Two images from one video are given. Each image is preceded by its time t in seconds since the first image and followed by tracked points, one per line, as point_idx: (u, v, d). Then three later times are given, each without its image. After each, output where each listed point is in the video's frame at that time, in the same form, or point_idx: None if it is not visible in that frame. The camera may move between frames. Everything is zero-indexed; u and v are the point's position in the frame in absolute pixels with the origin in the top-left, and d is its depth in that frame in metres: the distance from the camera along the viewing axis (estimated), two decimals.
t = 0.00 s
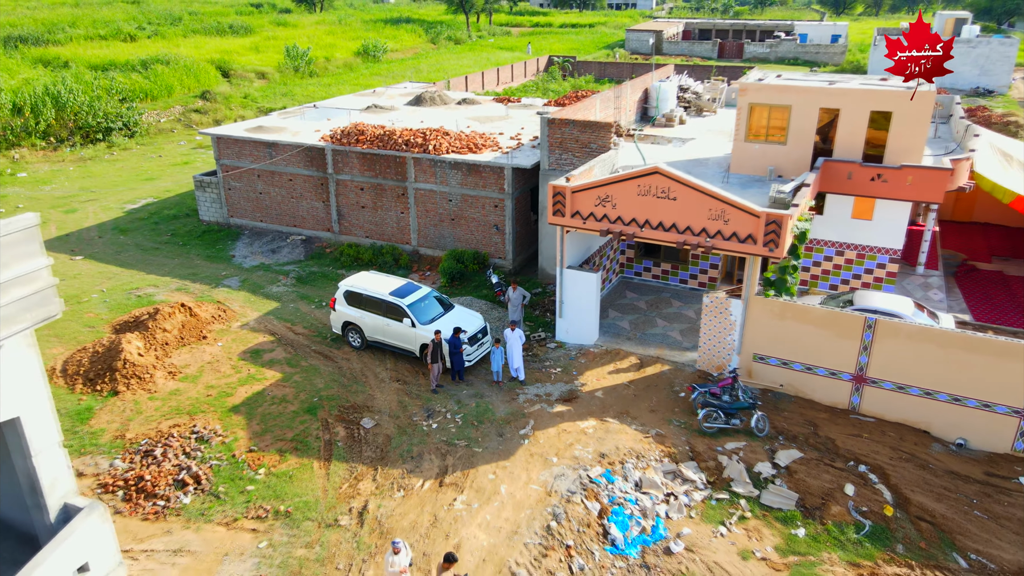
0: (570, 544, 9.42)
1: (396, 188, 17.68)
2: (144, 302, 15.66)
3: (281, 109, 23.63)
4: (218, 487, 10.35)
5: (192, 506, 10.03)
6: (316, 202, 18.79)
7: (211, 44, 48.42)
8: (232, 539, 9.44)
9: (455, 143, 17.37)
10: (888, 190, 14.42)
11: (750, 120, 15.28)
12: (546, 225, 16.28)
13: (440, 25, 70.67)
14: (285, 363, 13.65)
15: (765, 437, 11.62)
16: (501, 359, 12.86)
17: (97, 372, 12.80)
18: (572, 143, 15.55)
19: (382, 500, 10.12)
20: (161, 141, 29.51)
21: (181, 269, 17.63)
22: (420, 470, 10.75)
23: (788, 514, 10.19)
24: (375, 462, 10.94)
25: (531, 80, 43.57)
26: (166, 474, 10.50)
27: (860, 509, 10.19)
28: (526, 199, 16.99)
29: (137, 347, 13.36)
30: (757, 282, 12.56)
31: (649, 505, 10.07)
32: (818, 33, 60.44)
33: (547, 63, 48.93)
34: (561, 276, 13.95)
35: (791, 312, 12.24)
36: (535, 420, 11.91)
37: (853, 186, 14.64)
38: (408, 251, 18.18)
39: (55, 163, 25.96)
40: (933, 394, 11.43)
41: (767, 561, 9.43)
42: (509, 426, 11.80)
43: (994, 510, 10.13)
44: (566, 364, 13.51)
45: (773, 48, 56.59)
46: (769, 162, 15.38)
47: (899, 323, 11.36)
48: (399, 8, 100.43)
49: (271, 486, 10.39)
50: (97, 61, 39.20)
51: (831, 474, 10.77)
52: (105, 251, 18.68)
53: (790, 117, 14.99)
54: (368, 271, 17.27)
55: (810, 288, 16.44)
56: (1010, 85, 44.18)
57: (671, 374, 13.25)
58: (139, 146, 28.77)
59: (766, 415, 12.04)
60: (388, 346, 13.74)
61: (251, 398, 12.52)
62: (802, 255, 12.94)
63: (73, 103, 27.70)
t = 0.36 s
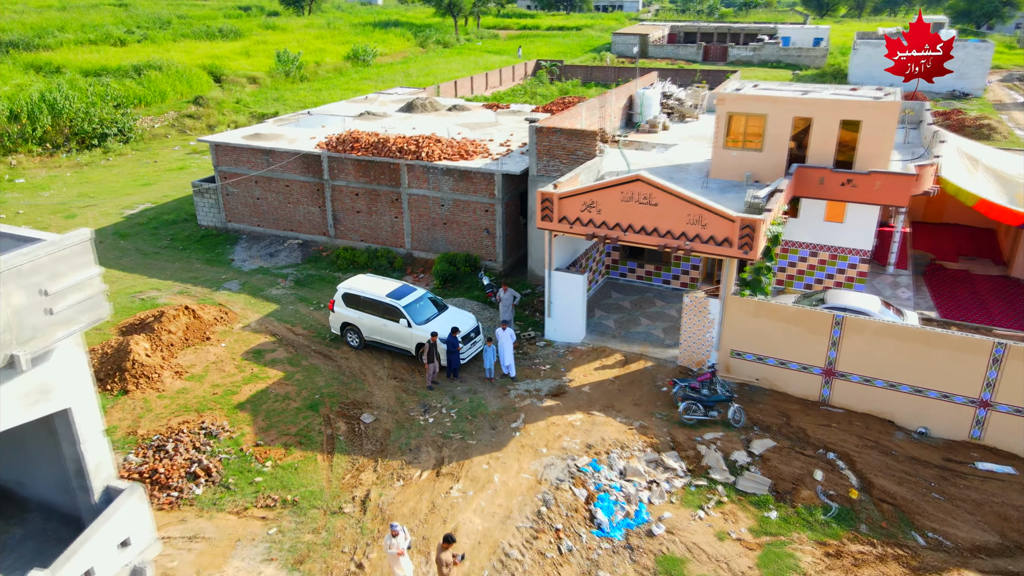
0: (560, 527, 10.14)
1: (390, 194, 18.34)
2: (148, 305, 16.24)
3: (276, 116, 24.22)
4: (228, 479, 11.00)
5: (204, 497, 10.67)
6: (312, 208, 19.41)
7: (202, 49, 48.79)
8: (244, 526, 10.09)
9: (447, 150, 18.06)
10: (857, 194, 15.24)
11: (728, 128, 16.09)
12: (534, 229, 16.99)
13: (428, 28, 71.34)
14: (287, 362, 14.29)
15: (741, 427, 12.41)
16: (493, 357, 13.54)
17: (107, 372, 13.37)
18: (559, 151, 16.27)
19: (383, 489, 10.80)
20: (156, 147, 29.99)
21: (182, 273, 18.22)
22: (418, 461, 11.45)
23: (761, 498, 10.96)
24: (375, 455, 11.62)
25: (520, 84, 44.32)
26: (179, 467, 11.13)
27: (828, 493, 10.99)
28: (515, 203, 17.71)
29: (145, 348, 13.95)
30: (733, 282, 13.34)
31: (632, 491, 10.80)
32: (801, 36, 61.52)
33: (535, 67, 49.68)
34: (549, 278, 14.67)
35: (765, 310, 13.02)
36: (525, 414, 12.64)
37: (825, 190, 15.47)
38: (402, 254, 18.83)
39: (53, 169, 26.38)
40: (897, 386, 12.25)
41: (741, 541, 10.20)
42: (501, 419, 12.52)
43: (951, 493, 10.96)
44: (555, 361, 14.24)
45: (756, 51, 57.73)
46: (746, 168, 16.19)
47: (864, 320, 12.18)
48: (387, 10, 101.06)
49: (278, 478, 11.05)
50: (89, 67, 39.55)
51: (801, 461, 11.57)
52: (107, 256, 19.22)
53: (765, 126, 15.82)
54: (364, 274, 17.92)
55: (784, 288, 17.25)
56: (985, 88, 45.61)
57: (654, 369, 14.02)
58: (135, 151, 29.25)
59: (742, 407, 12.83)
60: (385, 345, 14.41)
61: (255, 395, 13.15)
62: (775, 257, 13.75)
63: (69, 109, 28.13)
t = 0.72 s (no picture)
0: (550, 512, 10.90)
1: (384, 200, 19.03)
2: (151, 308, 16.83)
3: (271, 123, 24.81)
4: (238, 471, 11.66)
5: (215, 488, 11.32)
6: (309, 213, 20.05)
7: (192, 54, 49.20)
8: (254, 515, 10.76)
9: (439, 157, 18.76)
10: (829, 199, 16.08)
11: (707, 136, 16.92)
12: (524, 233, 17.73)
13: (415, 31, 71.90)
14: (289, 362, 14.95)
15: (720, 419, 13.20)
16: (486, 355, 14.26)
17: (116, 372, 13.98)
18: (546, 158, 17.02)
19: (385, 479, 11.51)
20: (150, 152, 30.48)
21: (183, 277, 18.81)
22: (417, 453, 12.16)
23: (737, 484, 11.76)
24: (376, 448, 12.32)
25: (508, 88, 45.09)
26: (191, 461, 11.80)
27: (800, 478, 11.81)
28: (505, 208, 18.44)
29: (151, 349, 14.57)
30: (712, 283, 14.14)
31: (618, 479, 11.57)
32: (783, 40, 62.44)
33: (522, 71, 50.44)
34: (539, 279, 15.42)
35: (742, 308, 13.83)
36: (517, 408, 13.38)
37: (798, 195, 16.32)
38: (396, 257, 19.50)
39: (49, 175, 26.83)
40: (865, 378, 13.10)
41: (719, 524, 10.98)
42: (494, 413, 13.25)
43: (913, 477, 11.80)
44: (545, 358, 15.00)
45: (739, 55, 58.89)
46: (725, 174, 17.03)
47: (834, 316, 13.01)
48: (374, 13, 101.56)
49: (285, 470, 11.72)
50: (79, 73, 39.89)
51: (775, 449, 12.38)
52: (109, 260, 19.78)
53: (743, 133, 16.65)
54: (360, 277, 18.60)
55: (762, 288, 18.09)
56: (960, 90, 46.92)
57: (639, 365, 14.81)
58: (129, 157, 29.72)
59: (720, 400, 13.65)
60: (383, 345, 15.11)
61: (260, 393, 13.81)
62: (751, 258, 14.58)
63: (64, 116, 28.57)
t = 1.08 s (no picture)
0: (542, 500, 11.70)
1: (379, 206, 19.76)
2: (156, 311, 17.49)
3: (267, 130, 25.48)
4: (247, 465, 12.38)
5: (227, 481, 12.04)
6: (306, 218, 20.75)
7: (183, 60, 49.63)
8: (265, 505, 11.49)
9: (432, 165, 19.52)
10: (803, 204, 17.01)
11: (688, 144, 17.77)
12: (514, 237, 18.53)
13: (404, 35, 72.55)
14: (291, 362, 15.67)
15: (700, 412, 14.06)
16: (479, 353, 15.05)
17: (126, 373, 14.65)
18: (535, 166, 17.81)
19: (386, 471, 12.27)
20: (146, 158, 31.02)
21: (185, 281, 19.46)
22: (416, 447, 12.92)
23: (716, 472, 12.61)
24: (377, 442, 13.07)
25: (496, 93, 45.88)
26: (202, 456, 12.51)
27: (774, 466, 12.68)
28: (496, 213, 19.22)
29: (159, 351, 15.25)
30: (693, 284, 15.00)
31: (605, 469, 12.39)
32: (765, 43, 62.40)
33: (510, 76, 51.26)
34: (529, 282, 16.22)
35: (720, 308, 14.69)
36: (510, 404, 14.16)
37: (774, 200, 17.23)
38: (391, 261, 20.23)
39: (47, 182, 27.34)
40: (834, 373, 13.99)
41: (699, 509, 11.82)
42: (488, 409, 14.03)
43: (878, 464, 12.71)
44: (535, 357, 15.79)
45: (722, 58, 60.05)
46: (706, 180, 17.91)
47: (805, 315, 13.91)
48: (362, 16, 102.13)
49: (292, 463, 12.45)
50: (72, 79, 40.31)
51: (751, 440, 13.26)
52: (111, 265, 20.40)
53: (722, 141, 17.52)
54: (357, 280, 19.33)
55: (741, 289, 18.97)
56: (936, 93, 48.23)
57: (624, 363, 15.65)
58: (125, 163, 30.25)
59: (701, 394, 14.52)
60: (381, 345, 15.85)
61: (265, 392, 14.52)
62: (729, 261, 15.46)
63: (61, 123, 29.08)
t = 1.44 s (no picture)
0: (533, 489, 12.54)
1: (374, 212, 20.52)
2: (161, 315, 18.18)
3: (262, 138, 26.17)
4: (256, 459, 13.13)
5: (237, 474, 12.79)
6: (303, 224, 21.47)
7: (174, 65, 50.08)
8: (274, 497, 12.25)
9: (425, 172, 20.30)
10: (778, 209, 17.97)
11: (670, 153, 18.66)
12: (505, 242, 19.34)
13: (393, 39, 73.20)
14: (293, 363, 16.41)
15: (681, 406, 14.95)
16: (473, 353, 15.87)
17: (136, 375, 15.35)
18: (525, 173, 18.63)
19: (387, 464, 13.06)
20: (141, 164, 31.59)
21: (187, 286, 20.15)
22: (414, 441, 13.72)
23: (696, 462, 13.49)
24: (378, 437, 13.85)
25: (485, 97, 46.71)
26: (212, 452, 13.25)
27: (749, 456, 13.58)
28: (487, 218, 20.02)
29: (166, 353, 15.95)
30: (674, 286, 15.88)
31: (592, 460, 13.23)
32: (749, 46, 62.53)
33: (499, 80, 52.08)
34: (519, 284, 17.05)
35: (699, 308, 15.57)
36: (502, 400, 14.99)
37: (751, 206, 18.16)
38: (386, 265, 20.98)
39: (45, 189, 27.86)
40: (807, 368, 14.92)
41: (680, 496, 12.69)
42: (482, 406, 14.83)
43: (847, 452, 13.64)
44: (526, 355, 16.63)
45: (706, 62, 61.21)
46: (687, 187, 18.82)
47: (779, 315, 14.82)
48: (350, 19, 102.79)
49: (298, 458, 13.21)
50: (65, 85, 40.77)
51: (729, 432, 14.16)
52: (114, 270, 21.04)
53: (702, 150, 18.42)
54: (353, 284, 20.08)
55: (721, 290, 19.89)
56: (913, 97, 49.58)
57: (610, 361, 16.51)
58: (121, 169, 30.82)
59: (682, 390, 15.40)
60: (378, 345, 16.62)
61: (269, 392, 15.26)
62: (708, 264, 16.37)
63: (58, 131, 29.61)
